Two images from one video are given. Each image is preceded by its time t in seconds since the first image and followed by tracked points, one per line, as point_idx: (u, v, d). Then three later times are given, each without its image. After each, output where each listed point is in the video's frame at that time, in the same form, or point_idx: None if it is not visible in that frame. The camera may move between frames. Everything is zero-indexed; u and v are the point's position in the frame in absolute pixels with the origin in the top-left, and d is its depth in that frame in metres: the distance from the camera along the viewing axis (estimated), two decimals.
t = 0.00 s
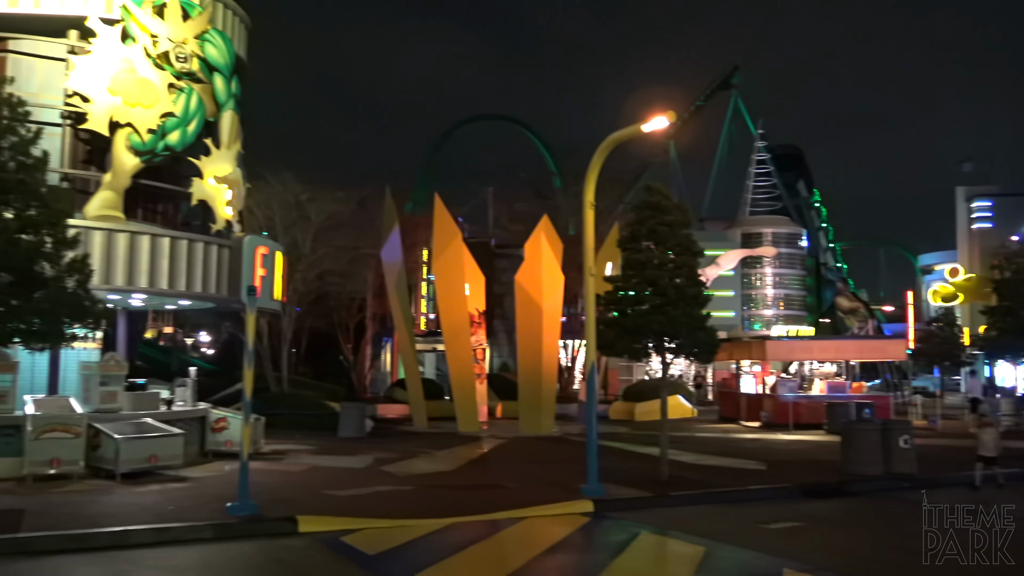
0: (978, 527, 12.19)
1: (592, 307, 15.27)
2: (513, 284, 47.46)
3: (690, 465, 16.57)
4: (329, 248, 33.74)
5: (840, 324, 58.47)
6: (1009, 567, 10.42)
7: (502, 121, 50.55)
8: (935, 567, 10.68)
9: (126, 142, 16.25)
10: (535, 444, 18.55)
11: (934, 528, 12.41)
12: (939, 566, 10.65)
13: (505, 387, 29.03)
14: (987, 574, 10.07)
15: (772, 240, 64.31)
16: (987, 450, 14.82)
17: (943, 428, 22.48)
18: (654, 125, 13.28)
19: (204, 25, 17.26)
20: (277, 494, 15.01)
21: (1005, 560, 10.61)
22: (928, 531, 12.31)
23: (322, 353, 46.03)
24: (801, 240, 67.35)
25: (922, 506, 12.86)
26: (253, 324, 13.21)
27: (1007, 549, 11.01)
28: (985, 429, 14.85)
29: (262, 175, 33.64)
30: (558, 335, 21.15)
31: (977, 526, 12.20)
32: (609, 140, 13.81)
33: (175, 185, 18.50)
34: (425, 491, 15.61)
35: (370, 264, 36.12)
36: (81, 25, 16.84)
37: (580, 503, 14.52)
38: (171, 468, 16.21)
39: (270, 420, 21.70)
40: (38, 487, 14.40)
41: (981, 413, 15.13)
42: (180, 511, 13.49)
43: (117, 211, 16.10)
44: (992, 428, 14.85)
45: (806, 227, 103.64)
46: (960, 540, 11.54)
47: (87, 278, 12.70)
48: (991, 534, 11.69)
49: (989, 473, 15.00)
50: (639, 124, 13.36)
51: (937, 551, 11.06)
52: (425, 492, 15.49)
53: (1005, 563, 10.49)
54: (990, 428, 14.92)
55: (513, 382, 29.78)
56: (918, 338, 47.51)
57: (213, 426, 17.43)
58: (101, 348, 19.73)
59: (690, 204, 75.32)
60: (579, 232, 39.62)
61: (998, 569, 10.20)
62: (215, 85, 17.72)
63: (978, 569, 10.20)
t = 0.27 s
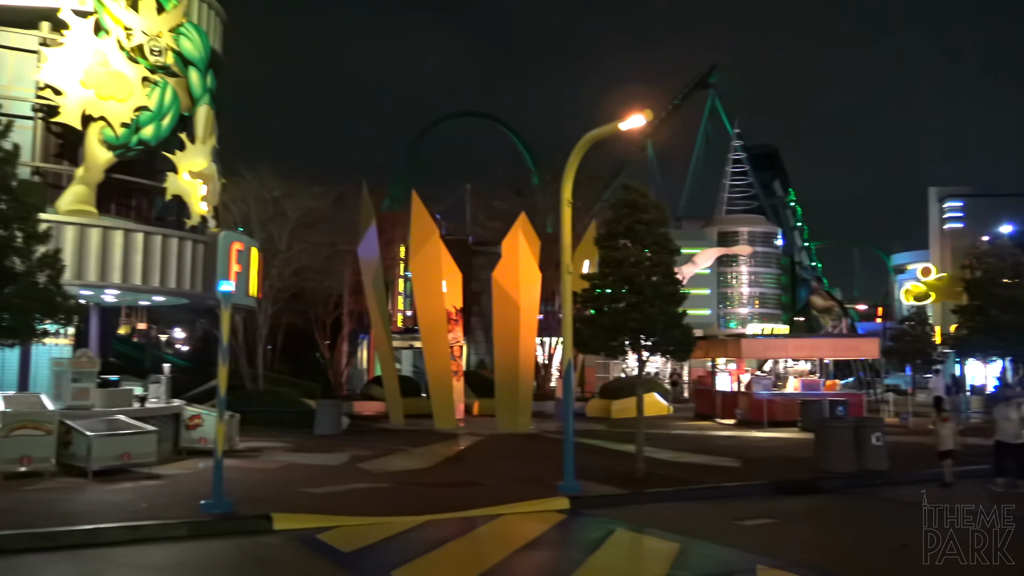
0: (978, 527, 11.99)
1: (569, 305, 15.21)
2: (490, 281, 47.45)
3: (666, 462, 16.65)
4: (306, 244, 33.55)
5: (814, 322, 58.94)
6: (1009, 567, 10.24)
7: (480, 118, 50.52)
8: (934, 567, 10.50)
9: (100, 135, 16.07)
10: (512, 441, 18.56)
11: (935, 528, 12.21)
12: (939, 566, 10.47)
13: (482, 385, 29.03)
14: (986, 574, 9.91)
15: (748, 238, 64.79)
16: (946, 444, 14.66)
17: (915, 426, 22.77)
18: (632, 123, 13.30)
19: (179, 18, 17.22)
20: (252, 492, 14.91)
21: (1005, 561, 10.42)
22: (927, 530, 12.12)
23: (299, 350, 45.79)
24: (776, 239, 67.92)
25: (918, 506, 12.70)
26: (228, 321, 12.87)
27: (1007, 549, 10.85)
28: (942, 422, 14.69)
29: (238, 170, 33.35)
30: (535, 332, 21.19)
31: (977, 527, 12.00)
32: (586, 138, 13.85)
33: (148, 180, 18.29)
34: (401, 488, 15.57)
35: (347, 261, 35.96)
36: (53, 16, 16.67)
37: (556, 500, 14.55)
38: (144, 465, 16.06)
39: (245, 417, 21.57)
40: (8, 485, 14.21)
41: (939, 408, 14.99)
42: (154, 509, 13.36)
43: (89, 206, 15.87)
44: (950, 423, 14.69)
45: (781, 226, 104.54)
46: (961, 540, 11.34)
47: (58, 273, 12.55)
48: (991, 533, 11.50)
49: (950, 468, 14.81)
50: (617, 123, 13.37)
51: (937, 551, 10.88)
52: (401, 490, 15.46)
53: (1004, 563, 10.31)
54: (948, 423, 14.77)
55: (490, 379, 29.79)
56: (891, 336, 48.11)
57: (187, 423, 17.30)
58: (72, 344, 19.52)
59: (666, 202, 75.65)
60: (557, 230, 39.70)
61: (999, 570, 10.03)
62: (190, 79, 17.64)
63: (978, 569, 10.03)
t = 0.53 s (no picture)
0: (978, 527, 11.80)
1: (550, 304, 15.24)
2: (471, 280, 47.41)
3: (645, 460, 16.74)
4: (285, 241, 33.38)
5: (793, 321, 59.23)
6: (1010, 567, 10.02)
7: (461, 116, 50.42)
8: (934, 567, 10.27)
9: (76, 131, 15.88)
10: (492, 440, 18.57)
11: (935, 528, 12.00)
12: (939, 566, 10.24)
13: (463, 383, 29.03)
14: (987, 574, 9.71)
15: (727, 237, 65.07)
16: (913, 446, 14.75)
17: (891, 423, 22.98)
18: (612, 122, 13.29)
19: (157, 13, 17.12)
20: (230, 490, 14.82)
21: (1006, 561, 10.23)
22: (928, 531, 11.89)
23: (278, 348, 45.57)
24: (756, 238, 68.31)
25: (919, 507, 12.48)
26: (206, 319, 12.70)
27: (1007, 548, 10.67)
28: (909, 423, 14.82)
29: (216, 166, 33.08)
30: (516, 330, 21.23)
31: (977, 527, 11.80)
32: (566, 137, 13.84)
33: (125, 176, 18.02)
34: (381, 486, 15.54)
35: (327, 258, 35.79)
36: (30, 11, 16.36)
37: (535, 498, 14.57)
38: (121, 464, 15.92)
39: (223, 416, 21.46)
40: None
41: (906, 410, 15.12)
42: (131, 508, 13.25)
43: (66, 202, 15.57)
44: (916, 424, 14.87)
45: (760, 225, 105.12)
46: (961, 540, 11.15)
47: (34, 270, 12.40)
48: (991, 533, 11.30)
49: (916, 468, 15.02)
50: (597, 122, 13.37)
51: (937, 551, 10.66)
52: (381, 488, 15.42)
53: (1005, 563, 10.09)
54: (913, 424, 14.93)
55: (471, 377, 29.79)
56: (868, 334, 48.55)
57: (165, 422, 17.19)
58: (47, 342, 19.32)
59: (647, 201, 75.83)
60: (538, 228, 39.73)
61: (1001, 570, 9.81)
62: (168, 75, 17.50)
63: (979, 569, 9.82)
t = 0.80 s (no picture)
0: (978, 527, 11.71)
1: (531, 303, 15.25)
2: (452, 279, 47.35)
3: (625, 459, 16.79)
4: (265, 240, 33.19)
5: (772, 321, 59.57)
6: (1011, 567, 9.91)
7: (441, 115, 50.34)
8: (934, 567, 10.16)
9: (51, 129, 15.63)
10: (472, 439, 18.56)
11: (934, 528, 11.87)
12: (940, 566, 10.11)
13: (443, 383, 29.02)
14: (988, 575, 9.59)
15: (707, 237, 65.36)
16: (882, 442, 14.89)
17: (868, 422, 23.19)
18: (592, 122, 13.31)
19: (134, 10, 17.06)
20: (209, 491, 14.72)
21: (1006, 561, 10.12)
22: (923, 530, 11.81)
23: (258, 348, 45.34)
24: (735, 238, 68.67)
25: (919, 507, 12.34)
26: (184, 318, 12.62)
27: (1008, 548, 10.57)
28: (878, 419, 14.94)
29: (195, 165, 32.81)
30: (496, 330, 21.24)
31: (977, 526, 11.71)
32: (547, 137, 13.86)
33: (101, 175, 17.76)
34: (361, 486, 15.49)
35: (307, 258, 35.63)
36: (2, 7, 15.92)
37: (515, 497, 14.57)
38: (97, 465, 15.77)
39: (202, 416, 21.33)
40: None
41: (878, 407, 15.23)
42: (108, 510, 13.13)
43: (41, 201, 15.46)
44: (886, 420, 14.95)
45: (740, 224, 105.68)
46: (961, 540, 11.05)
47: (8, 269, 12.23)
48: (991, 533, 11.22)
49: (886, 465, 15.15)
50: (577, 122, 13.39)
51: (936, 551, 10.55)
52: (361, 488, 15.38)
53: (1005, 563, 9.98)
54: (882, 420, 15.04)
55: (451, 376, 29.78)
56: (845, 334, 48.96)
57: (142, 423, 17.05)
58: (22, 342, 19.10)
59: (627, 200, 76.05)
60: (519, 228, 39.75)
61: (1000, 570, 9.70)
62: (146, 72, 17.41)
63: (977, 569, 9.71)
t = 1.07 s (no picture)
0: (977, 527, 11.67)
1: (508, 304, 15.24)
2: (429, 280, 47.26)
3: (602, 459, 16.84)
4: (240, 241, 32.95)
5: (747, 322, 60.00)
6: (1011, 567, 9.85)
7: (418, 115, 50.24)
8: (934, 567, 10.09)
9: (23, 127, 15.42)
10: (449, 440, 18.53)
11: (934, 528, 11.83)
12: (940, 566, 10.05)
13: (420, 384, 28.96)
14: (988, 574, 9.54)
15: (683, 238, 65.69)
16: (844, 445, 15.03)
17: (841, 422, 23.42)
18: (569, 124, 13.33)
19: (107, 8, 16.89)
20: (183, 494, 14.59)
21: (1006, 561, 10.08)
22: (920, 531, 11.77)
23: (233, 350, 45.01)
24: (711, 239, 69.07)
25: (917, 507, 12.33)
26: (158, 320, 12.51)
27: (1006, 548, 10.53)
28: (841, 421, 15.13)
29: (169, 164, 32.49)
30: (474, 331, 21.22)
31: (977, 527, 11.67)
32: (524, 138, 13.86)
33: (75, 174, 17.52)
34: (337, 488, 15.42)
35: (283, 258, 35.41)
36: None
37: (492, 498, 14.56)
38: (69, 468, 15.57)
39: (176, 418, 21.15)
40: None
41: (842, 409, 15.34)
42: (80, 513, 12.97)
43: (12, 200, 15.20)
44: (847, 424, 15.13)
45: (716, 226, 106.34)
46: (961, 540, 11.01)
47: None
48: (991, 534, 11.17)
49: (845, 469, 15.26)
50: (555, 122, 13.40)
51: (936, 551, 10.48)
52: (337, 490, 15.30)
53: (1006, 563, 9.92)
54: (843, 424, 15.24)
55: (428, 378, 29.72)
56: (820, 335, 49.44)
57: (115, 425, 16.87)
58: None
59: (604, 201, 76.24)
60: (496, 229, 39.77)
61: (1000, 570, 9.64)
62: (119, 71, 17.22)
63: (978, 569, 9.64)
